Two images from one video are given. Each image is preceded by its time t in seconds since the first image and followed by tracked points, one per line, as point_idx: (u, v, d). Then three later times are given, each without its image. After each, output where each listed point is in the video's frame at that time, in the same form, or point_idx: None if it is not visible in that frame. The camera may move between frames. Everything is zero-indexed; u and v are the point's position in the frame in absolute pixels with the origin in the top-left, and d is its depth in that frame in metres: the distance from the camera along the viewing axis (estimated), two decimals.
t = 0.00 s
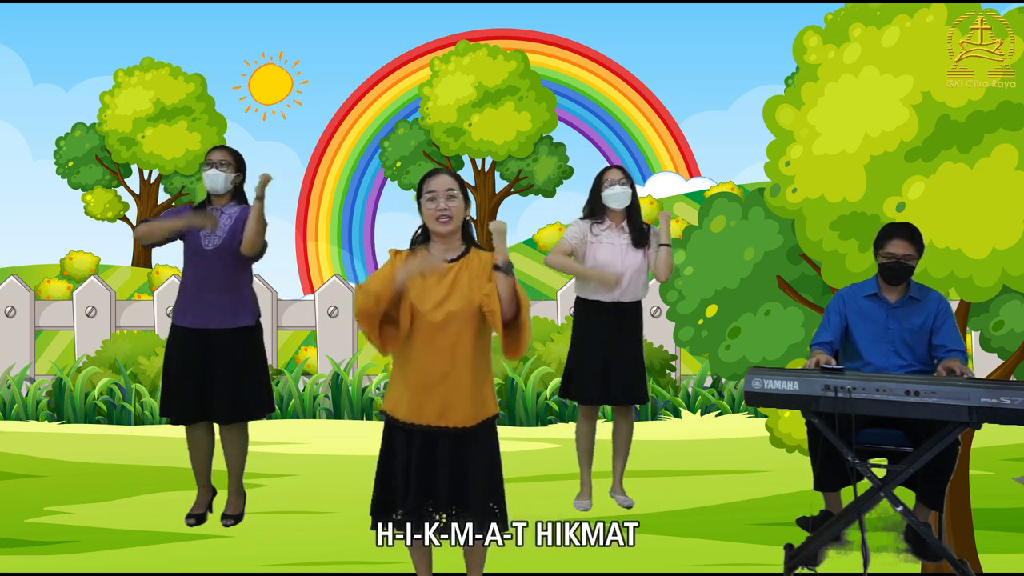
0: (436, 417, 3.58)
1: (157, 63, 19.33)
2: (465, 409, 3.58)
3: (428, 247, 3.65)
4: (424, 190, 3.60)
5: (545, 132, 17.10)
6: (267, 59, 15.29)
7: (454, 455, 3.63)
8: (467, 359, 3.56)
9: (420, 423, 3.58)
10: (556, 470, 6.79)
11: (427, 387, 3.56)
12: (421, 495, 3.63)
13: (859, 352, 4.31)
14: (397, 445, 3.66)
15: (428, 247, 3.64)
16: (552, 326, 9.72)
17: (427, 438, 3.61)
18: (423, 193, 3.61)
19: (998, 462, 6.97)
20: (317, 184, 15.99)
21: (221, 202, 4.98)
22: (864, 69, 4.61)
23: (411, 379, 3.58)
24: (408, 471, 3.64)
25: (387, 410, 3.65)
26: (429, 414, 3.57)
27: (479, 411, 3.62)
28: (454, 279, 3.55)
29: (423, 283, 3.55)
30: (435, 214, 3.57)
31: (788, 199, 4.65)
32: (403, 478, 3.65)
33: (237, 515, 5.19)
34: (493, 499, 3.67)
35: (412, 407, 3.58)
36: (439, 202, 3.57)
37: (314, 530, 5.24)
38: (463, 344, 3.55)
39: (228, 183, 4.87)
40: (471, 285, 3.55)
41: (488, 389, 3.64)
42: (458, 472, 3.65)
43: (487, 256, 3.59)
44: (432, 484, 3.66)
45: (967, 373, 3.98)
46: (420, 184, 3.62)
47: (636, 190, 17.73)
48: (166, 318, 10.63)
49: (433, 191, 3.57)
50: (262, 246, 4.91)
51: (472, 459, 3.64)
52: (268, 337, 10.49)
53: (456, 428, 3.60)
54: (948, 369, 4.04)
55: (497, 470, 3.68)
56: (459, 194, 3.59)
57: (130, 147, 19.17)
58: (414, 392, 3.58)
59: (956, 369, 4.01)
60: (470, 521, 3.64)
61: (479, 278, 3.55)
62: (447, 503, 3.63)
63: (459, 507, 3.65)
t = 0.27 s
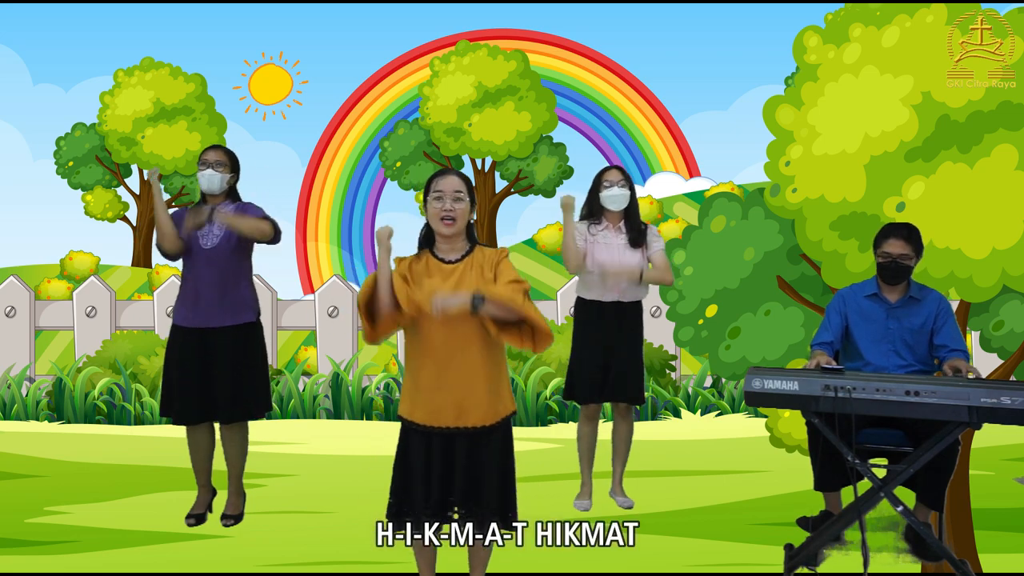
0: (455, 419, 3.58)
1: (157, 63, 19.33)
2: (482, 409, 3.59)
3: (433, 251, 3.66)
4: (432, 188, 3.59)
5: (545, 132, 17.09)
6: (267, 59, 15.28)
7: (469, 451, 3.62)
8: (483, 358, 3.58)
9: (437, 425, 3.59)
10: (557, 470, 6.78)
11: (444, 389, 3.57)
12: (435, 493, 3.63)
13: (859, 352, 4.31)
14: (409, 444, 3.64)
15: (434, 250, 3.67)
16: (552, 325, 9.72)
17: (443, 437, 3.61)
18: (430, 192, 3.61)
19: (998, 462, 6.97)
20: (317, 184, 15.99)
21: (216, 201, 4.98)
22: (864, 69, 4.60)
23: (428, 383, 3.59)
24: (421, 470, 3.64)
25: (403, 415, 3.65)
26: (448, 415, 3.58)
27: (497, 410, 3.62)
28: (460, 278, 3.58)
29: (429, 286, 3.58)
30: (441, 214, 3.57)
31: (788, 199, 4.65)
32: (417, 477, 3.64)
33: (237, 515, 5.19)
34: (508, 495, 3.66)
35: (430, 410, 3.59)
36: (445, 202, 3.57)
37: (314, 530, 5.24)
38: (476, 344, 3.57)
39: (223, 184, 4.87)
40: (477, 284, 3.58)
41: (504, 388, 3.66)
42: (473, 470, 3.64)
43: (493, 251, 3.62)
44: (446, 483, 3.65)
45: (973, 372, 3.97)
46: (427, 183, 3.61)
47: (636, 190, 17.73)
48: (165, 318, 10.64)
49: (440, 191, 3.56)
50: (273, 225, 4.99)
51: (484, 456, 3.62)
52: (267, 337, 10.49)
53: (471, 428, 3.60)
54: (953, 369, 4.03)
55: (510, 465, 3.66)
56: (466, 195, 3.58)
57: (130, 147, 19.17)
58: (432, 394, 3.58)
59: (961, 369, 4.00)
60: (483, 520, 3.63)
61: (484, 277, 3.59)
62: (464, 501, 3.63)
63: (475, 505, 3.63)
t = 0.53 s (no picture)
0: (463, 416, 3.58)
1: (157, 63, 19.33)
2: (490, 407, 3.58)
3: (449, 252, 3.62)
4: (439, 190, 3.58)
5: (544, 132, 17.09)
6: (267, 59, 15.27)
7: (476, 452, 3.62)
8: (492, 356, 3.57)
9: (445, 422, 3.59)
10: (557, 470, 6.79)
11: (453, 386, 3.57)
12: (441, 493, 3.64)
13: (859, 352, 4.31)
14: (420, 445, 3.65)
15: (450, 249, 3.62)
16: (552, 325, 9.72)
17: (451, 438, 3.61)
18: (438, 194, 3.60)
19: (998, 462, 6.97)
20: (317, 185, 15.99)
21: (214, 201, 4.98)
22: (865, 69, 4.61)
23: (436, 381, 3.59)
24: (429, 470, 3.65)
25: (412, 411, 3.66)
26: (456, 412, 3.57)
27: (505, 408, 3.61)
28: (471, 277, 3.57)
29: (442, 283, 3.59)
30: (451, 215, 3.56)
31: (788, 199, 4.65)
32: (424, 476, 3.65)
33: (237, 515, 5.20)
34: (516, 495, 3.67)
35: (438, 406, 3.59)
36: (454, 202, 3.56)
37: (314, 530, 5.25)
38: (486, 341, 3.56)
39: (221, 184, 4.87)
40: (487, 283, 3.56)
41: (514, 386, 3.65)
42: (481, 470, 3.65)
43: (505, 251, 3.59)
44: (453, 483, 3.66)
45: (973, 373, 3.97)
46: (434, 185, 3.60)
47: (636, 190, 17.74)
48: (166, 318, 10.64)
49: (448, 192, 3.55)
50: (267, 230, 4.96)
51: (491, 455, 3.64)
52: (267, 337, 10.49)
53: (480, 426, 3.59)
54: (953, 370, 4.04)
55: (521, 465, 3.69)
56: (474, 194, 3.57)
57: (130, 147, 19.17)
58: (440, 392, 3.58)
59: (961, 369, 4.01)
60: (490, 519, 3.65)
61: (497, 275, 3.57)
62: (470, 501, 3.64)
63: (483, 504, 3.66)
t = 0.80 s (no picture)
0: (462, 424, 3.58)
1: (157, 63, 19.33)
2: (491, 417, 3.58)
3: (459, 253, 3.66)
4: (451, 198, 3.56)
5: (545, 132, 17.09)
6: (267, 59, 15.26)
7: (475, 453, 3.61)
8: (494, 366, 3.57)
9: (445, 429, 3.59)
10: (557, 470, 6.78)
11: (453, 394, 3.58)
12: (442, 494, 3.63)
13: (859, 352, 4.31)
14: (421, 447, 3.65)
15: (459, 252, 3.66)
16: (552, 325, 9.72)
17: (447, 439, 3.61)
18: (451, 201, 3.58)
19: (997, 462, 6.97)
20: (317, 185, 15.99)
21: (216, 204, 5.00)
22: (864, 69, 4.60)
23: (439, 389, 3.60)
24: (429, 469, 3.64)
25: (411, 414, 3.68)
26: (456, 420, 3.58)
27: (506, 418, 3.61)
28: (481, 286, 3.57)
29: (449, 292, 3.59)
30: (464, 222, 3.55)
31: (788, 199, 4.65)
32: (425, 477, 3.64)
33: (237, 515, 5.19)
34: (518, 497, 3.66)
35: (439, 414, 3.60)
36: (466, 209, 3.54)
37: (314, 530, 5.25)
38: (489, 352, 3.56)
39: (224, 186, 4.88)
40: (497, 294, 3.57)
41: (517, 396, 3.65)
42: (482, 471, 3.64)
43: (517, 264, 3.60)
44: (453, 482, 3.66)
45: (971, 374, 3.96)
46: (447, 192, 3.59)
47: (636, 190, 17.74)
48: (166, 317, 10.64)
49: (459, 199, 3.53)
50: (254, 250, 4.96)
51: (491, 457, 3.63)
52: (267, 337, 10.48)
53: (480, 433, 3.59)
54: (953, 372, 4.03)
55: (523, 467, 3.67)
56: (486, 199, 3.56)
57: (130, 147, 19.17)
58: (441, 399, 3.59)
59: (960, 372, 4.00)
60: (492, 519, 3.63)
61: (505, 286, 3.57)
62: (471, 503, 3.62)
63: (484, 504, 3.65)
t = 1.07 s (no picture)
0: (464, 420, 3.58)
1: (157, 63, 19.32)
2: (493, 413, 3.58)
3: (459, 249, 3.68)
4: (453, 194, 3.58)
5: (545, 132, 17.09)
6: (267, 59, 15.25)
7: (475, 451, 3.61)
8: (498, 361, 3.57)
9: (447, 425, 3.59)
10: (557, 470, 6.78)
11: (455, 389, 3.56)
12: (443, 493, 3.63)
13: (859, 353, 4.31)
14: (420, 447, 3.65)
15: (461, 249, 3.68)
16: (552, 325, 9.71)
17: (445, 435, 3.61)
18: (452, 197, 3.61)
19: (998, 462, 6.97)
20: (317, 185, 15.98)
21: (216, 202, 4.99)
22: (864, 69, 4.60)
23: (441, 384, 3.58)
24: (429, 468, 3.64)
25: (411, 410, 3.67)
26: (458, 416, 3.57)
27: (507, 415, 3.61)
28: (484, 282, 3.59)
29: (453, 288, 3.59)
30: (465, 218, 3.57)
31: (788, 199, 4.65)
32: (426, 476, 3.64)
33: (237, 515, 5.19)
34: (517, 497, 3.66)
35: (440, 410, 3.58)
36: (467, 205, 3.56)
37: (314, 530, 5.25)
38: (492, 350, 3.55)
39: (223, 184, 4.87)
40: (500, 289, 3.57)
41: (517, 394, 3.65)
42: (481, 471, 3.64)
43: (519, 260, 3.63)
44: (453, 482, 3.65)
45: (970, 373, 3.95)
46: (449, 189, 3.61)
47: (636, 190, 17.73)
48: (165, 317, 10.64)
49: (462, 196, 3.56)
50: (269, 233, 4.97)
51: (488, 457, 3.63)
52: (267, 337, 10.48)
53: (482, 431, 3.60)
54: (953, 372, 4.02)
55: (521, 466, 3.68)
56: (488, 196, 3.59)
57: (130, 147, 19.17)
58: (442, 394, 3.58)
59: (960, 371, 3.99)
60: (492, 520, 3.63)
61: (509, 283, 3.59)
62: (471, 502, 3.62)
63: (483, 504, 3.64)
